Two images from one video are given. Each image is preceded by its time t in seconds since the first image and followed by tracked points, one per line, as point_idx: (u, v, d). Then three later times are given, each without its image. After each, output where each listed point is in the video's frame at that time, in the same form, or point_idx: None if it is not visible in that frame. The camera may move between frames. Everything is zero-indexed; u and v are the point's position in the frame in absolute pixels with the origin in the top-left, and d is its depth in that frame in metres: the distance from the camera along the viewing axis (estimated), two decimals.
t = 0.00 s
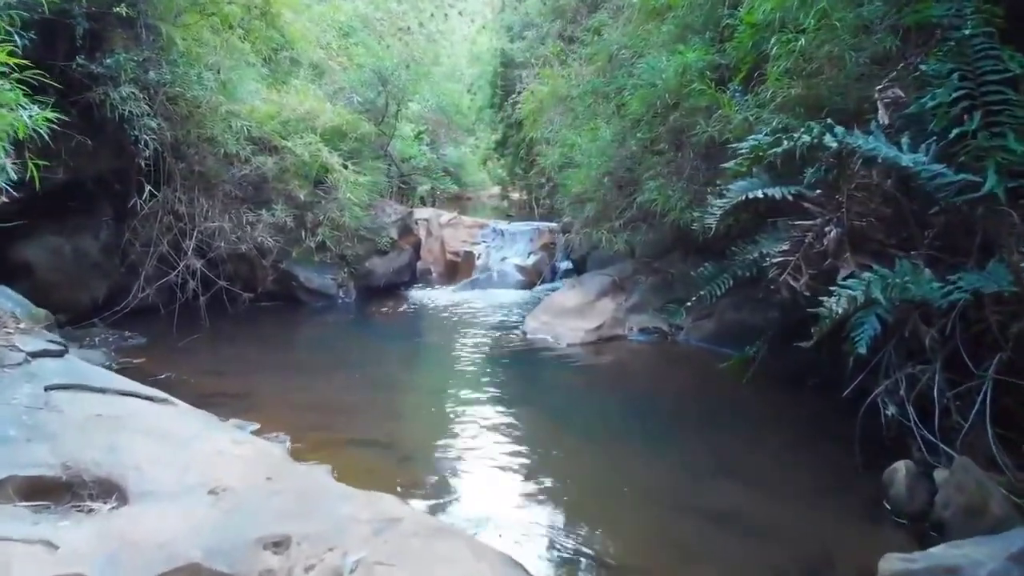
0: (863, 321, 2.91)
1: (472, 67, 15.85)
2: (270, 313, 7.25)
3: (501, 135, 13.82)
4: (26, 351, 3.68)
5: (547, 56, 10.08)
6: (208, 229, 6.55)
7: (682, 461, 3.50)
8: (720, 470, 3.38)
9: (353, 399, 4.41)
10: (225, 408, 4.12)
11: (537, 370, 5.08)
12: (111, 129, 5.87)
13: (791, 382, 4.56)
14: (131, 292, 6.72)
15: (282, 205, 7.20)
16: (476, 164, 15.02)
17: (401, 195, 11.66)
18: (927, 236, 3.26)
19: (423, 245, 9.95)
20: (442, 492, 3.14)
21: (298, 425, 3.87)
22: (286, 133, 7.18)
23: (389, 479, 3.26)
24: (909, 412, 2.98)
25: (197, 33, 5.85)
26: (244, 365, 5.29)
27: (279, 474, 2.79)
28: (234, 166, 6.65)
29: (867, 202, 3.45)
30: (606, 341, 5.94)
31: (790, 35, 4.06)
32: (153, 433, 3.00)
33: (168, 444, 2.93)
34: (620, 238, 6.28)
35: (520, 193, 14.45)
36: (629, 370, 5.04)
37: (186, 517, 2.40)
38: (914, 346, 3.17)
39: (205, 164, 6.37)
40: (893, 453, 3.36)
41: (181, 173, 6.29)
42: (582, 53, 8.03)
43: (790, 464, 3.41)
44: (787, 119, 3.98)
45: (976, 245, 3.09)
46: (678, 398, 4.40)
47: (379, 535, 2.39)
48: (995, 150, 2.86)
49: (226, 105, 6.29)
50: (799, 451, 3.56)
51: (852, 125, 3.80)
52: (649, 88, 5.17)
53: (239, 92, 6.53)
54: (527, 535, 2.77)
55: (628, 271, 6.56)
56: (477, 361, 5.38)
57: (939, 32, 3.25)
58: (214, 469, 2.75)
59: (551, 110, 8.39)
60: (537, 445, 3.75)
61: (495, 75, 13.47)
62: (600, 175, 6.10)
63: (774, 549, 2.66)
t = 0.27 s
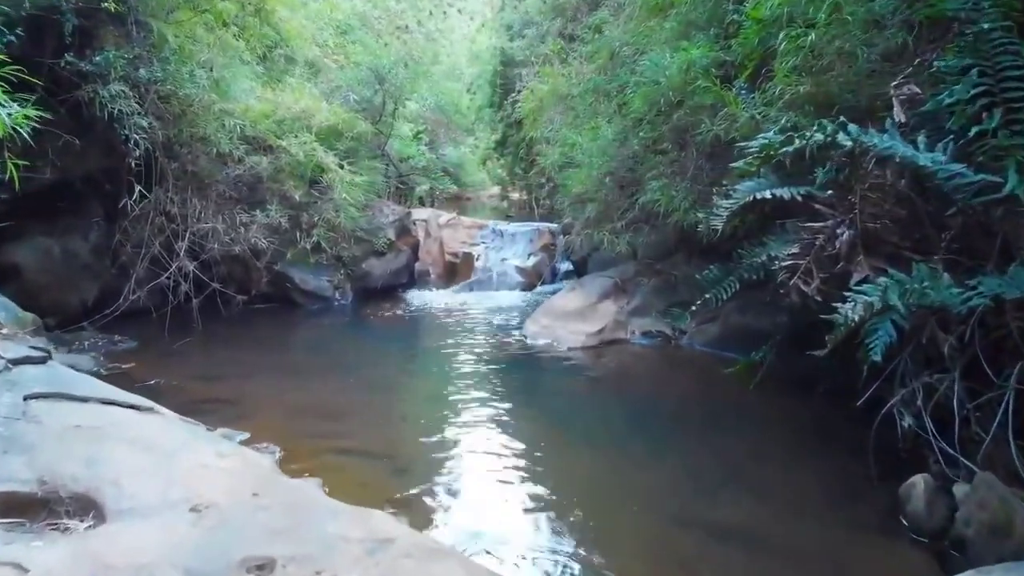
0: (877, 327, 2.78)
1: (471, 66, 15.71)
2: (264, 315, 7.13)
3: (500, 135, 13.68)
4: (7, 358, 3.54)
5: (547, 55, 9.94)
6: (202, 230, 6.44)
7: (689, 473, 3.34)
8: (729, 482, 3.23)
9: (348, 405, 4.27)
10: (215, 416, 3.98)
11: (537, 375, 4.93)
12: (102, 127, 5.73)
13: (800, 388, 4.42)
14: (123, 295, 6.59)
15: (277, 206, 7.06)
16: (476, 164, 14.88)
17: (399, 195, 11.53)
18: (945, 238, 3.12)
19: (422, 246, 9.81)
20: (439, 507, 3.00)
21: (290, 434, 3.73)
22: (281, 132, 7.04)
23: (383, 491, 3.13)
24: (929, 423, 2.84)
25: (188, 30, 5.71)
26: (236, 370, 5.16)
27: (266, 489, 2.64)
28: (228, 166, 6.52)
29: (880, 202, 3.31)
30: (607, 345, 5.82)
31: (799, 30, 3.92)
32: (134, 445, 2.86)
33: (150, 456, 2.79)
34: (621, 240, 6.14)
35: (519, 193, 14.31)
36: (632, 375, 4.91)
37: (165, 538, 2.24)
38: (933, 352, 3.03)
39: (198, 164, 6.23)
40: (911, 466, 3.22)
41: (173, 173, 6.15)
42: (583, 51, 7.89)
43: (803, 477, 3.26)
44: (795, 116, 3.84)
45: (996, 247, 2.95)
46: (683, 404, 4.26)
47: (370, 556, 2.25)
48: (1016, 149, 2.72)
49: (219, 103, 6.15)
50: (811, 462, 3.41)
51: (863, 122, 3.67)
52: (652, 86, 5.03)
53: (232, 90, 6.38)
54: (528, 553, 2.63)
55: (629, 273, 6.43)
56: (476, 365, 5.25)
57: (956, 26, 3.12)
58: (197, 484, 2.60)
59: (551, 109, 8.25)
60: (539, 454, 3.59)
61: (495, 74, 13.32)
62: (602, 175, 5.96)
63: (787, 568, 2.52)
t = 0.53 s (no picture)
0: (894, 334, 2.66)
1: (471, 65, 15.55)
2: (258, 318, 6.99)
3: (500, 135, 13.53)
4: None
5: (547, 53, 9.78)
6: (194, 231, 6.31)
7: (695, 484, 3.20)
8: (737, 495, 3.09)
9: (341, 412, 4.12)
10: (203, 424, 3.84)
11: (537, 381, 4.79)
12: (91, 126, 5.59)
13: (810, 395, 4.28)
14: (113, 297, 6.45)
15: (271, 206, 6.92)
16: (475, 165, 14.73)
17: (397, 195, 11.38)
18: (963, 240, 2.97)
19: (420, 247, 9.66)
20: (435, 524, 2.86)
21: (280, 444, 3.59)
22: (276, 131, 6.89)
23: (375, 505, 2.99)
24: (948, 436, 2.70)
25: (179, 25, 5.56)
26: (228, 375, 5.02)
27: (251, 506, 2.50)
28: (221, 165, 6.39)
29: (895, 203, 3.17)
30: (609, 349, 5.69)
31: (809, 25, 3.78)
32: (115, 458, 2.72)
33: (130, 469, 2.65)
34: (623, 241, 6.00)
35: (519, 194, 14.15)
36: (635, 380, 4.77)
37: (141, 559, 2.10)
38: (952, 360, 2.88)
39: (190, 163, 6.09)
40: (929, 479, 3.07)
41: (165, 172, 6.01)
42: (584, 48, 7.74)
43: (814, 490, 3.12)
44: (805, 113, 3.70)
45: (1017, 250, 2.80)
46: (687, 410, 4.13)
47: None
48: None
49: (211, 101, 6.00)
50: (823, 474, 3.27)
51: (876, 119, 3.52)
52: (655, 83, 4.89)
53: (225, 88, 6.24)
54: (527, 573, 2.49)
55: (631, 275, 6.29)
56: (475, 370, 5.11)
57: (975, 19, 2.97)
58: (178, 500, 2.46)
59: (551, 108, 8.10)
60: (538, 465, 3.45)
61: (494, 73, 13.14)
62: (603, 175, 5.82)
63: None
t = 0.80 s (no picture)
0: (909, 341, 2.51)
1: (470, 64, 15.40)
2: (252, 322, 6.85)
3: (499, 135, 13.39)
4: None
5: (548, 51, 9.63)
6: (187, 233, 6.15)
7: (702, 502, 3.06)
8: (746, 514, 2.95)
9: (335, 420, 3.99)
10: (190, 435, 3.69)
11: (537, 388, 4.65)
12: (78, 124, 5.43)
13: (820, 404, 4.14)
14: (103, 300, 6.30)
15: (265, 207, 6.77)
16: (474, 164, 14.59)
17: (395, 195, 11.23)
18: (985, 243, 2.82)
19: (418, 248, 9.52)
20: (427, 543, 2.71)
21: (271, 456, 3.45)
22: (269, 130, 6.75)
23: (367, 523, 2.85)
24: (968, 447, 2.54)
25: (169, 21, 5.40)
26: (218, 381, 4.87)
27: (234, 526, 2.38)
28: (213, 165, 6.25)
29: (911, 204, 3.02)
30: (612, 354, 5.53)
31: (821, 19, 3.64)
32: (92, 473, 2.58)
33: (105, 485, 2.52)
34: (626, 242, 5.86)
35: (519, 194, 14.00)
36: (638, 387, 4.63)
37: None
38: (975, 371, 2.73)
39: (181, 162, 5.94)
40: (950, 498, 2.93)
41: (156, 172, 5.87)
42: (585, 46, 7.59)
43: (827, 508, 2.98)
44: (817, 111, 3.55)
45: None
46: (693, 421, 3.99)
47: None
48: None
49: (202, 99, 5.85)
50: (836, 491, 3.13)
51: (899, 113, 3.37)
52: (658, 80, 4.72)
53: (218, 85, 6.09)
54: None
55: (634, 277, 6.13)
56: (474, 377, 4.95)
57: (998, 10, 2.83)
58: (153, 521, 2.33)
59: (551, 106, 7.94)
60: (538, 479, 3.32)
61: (492, 72, 12.99)
62: (604, 175, 5.67)
63: None
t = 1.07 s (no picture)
0: (929, 349, 2.38)
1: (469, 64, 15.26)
2: (246, 324, 6.72)
3: (498, 135, 13.25)
4: None
5: (548, 50, 9.50)
6: (179, 234, 6.01)
7: (710, 517, 2.93)
8: (757, 529, 2.82)
9: (327, 429, 3.84)
10: (177, 445, 3.55)
11: (536, 394, 4.50)
12: (66, 122, 5.29)
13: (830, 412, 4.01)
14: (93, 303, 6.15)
15: (259, 207, 6.64)
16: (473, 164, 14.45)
17: (393, 195, 11.08)
18: (1007, 245, 2.69)
19: (416, 249, 9.38)
20: (423, 559, 2.59)
21: (258, 468, 3.31)
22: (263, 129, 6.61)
23: (361, 539, 2.72)
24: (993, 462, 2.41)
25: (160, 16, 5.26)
26: (209, 386, 4.73)
27: (214, 548, 2.27)
28: (207, 164, 6.12)
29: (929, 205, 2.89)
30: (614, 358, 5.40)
31: (831, 13, 3.51)
32: (66, 487, 2.43)
33: (82, 500, 2.38)
34: (628, 243, 5.72)
35: (519, 194, 13.87)
36: (641, 393, 4.50)
37: None
38: (997, 379, 2.60)
39: (174, 162, 5.81)
40: (970, 513, 2.80)
41: (148, 172, 5.71)
42: (585, 43, 7.46)
43: (842, 524, 2.84)
44: (828, 108, 3.42)
45: None
46: (699, 429, 3.86)
47: None
48: None
49: (195, 97, 5.71)
50: (850, 506, 2.99)
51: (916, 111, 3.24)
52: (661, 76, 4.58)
53: (211, 83, 5.96)
54: None
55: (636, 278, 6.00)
56: (472, 382, 4.82)
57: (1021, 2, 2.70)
58: (131, 541, 2.20)
59: (551, 104, 7.81)
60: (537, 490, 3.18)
61: (491, 71, 12.86)
62: (605, 175, 5.53)
63: None
